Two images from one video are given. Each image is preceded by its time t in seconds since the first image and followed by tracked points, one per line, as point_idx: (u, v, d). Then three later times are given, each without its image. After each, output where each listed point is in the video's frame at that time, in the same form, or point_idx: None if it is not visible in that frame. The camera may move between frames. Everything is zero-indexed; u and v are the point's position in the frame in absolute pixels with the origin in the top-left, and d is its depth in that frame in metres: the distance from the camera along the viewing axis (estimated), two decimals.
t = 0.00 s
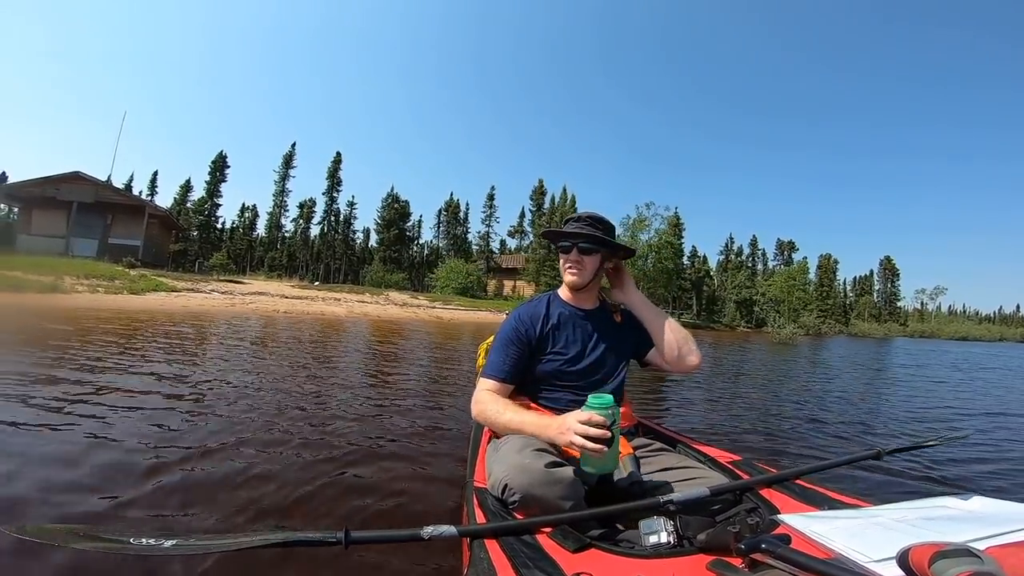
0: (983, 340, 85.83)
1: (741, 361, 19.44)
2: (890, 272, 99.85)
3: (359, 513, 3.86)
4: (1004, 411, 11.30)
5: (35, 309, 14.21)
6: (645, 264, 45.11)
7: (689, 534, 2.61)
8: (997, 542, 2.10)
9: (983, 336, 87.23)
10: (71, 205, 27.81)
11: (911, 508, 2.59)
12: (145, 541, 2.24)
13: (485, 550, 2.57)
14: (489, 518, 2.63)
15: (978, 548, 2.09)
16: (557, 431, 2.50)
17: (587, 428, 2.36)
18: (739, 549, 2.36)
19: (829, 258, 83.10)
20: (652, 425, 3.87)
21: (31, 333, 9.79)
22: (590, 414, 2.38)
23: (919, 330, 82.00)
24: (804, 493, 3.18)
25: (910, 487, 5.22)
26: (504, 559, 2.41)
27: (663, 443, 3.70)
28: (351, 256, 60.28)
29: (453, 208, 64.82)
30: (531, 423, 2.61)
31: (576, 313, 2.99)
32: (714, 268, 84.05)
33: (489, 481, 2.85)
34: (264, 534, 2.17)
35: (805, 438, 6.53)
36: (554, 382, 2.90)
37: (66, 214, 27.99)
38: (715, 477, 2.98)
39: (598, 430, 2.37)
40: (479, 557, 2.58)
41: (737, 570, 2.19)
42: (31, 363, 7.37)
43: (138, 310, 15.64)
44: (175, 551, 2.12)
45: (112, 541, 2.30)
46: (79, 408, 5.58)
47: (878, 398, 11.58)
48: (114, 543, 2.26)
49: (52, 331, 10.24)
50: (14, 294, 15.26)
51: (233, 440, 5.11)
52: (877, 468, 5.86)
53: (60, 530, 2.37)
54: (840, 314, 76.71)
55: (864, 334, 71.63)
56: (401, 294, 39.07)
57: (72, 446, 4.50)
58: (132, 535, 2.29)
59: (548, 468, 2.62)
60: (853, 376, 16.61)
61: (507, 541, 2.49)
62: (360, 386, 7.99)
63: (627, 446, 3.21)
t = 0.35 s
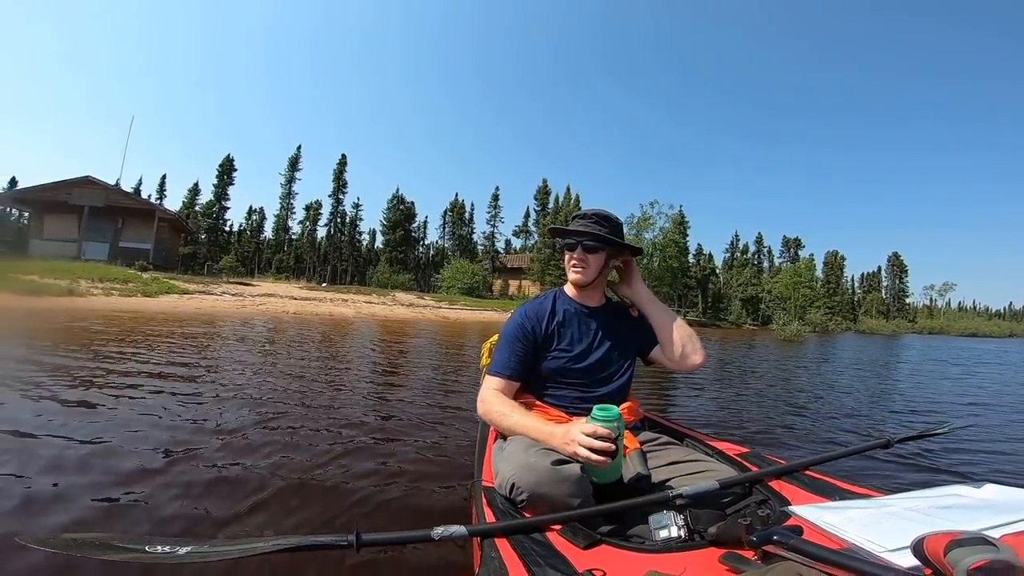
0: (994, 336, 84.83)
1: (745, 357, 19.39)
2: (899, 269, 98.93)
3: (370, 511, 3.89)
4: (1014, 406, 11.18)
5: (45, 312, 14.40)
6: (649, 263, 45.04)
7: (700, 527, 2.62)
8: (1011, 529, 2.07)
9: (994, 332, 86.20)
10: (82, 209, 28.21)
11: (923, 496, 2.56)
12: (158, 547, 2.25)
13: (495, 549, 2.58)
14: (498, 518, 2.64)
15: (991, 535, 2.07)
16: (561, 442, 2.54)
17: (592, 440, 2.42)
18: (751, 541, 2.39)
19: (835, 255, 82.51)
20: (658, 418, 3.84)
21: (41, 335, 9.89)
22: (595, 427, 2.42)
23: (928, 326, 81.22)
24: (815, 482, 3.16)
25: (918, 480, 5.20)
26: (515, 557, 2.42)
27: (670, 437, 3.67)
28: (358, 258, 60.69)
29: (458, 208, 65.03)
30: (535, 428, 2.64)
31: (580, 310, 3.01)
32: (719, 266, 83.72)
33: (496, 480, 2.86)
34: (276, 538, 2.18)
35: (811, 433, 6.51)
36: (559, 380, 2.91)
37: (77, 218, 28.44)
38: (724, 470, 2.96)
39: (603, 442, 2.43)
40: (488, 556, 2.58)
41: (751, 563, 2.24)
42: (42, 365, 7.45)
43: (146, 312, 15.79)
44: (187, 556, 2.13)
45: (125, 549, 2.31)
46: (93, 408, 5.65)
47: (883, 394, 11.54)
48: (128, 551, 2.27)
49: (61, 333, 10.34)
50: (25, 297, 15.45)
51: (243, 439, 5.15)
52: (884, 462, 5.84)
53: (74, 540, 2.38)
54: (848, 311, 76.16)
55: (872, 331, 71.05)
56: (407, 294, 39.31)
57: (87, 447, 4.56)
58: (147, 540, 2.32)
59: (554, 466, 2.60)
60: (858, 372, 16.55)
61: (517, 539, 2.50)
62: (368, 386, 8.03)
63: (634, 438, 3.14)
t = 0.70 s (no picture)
0: (1005, 339, 83.64)
1: (748, 357, 19.34)
2: (908, 271, 97.96)
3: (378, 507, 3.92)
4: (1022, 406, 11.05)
5: (56, 310, 14.61)
6: (654, 264, 44.83)
7: (706, 521, 2.64)
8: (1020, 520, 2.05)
9: (1006, 336, 84.99)
10: (95, 210, 28.64)
11: (928, 488, 2.55)
12: (170, 550, 2.27)
13: (503, 546, 2.59)
14: (504, 515, 2.66)
15: (1001, 526, 2.05)
16: (563, 440, 2.55)
17: (594, 440, 2.42)
18: (757, 533, 2.38)
19: (842, 257, 81.97)
20: (662, 413, 3.83)
21: (49, 334, 10.01)
22: (596, 427, 2.44)
23: (937, 328, 80.36)
24: (821, 476, 3.15)
25: (923, 474, 5.18)
26: (521, 554, 2.43)
27: (675, 430, 3.68)
28: (365, 258, 61.02)
29: (464, 209, 65.21)
30: (536, 425, 2.65)
31: (582, 305, 3.02)
32: (725, 267, 83.38)
33: (502, 478, 2.87)
34: (285, 539, 2.19)
35: (814, 429, 6.50)
36: (561, 375, 2.92)
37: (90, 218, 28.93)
38: (730, 463, 2.96)
39: (604, 441, 2.44)
40: (496, 553, 2.59)
41: (758, 555, 2.22)
42: (52, 363, 7.54)
43: (155, 311, 15.98)
44: (198, 558, 2.15)
45: (138, 550, 2.33)
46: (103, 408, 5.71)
47: (887, 393, 11.51)
48: (140, 552, 2.29)
49: (70, 332, 10.48)
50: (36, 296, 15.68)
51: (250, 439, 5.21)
52: (888, 456, 5.82)
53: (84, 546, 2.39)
54: (856, 314, 75.55)
55: (879, 333, 70.40)
56: (414, 294, 39.59)
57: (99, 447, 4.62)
58: (156, 544, 2.34)
59: (558, 462, 2.60)
60: (862, 371, 16.48)
61: (524, 537, 2.51)
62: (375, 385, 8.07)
63: (637, 433, 3.13)
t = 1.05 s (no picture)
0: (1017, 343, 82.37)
1: (749, 360, 19.28)
2: (915, 273, 97.10)
3: (376, 507, 3.95)
4: None
5: (61, 309, 14.74)
6: (658, 267, 44.61)
7: (699, 526, 2.72)
8: (1013, 528, 2.06)
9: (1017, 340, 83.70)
10: (106, 211, 28.98)
11: (922, 496, 2.53)
12: (159, 547, 2.25)
13: (496, 549, 2.61)
14: (498, 517, 2.66)
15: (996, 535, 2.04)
16: (561, 443, 2.56)
17: (592, 444, 2.43)
18: (751, 540, 2.50)
19: (849, 260, 81.24)
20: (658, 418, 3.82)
21: (52, 333, 10.09)
22: (594, 430, 2.44)
23: (944, 331, 79.51)
24: (815, 482, 3.14)
25: (919, 478, 5.18)
26: (514, 556, 2.44)
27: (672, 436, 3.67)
28: (370, 260, 61.28)
29: (469, 211, 65.35)
30: (534, 430, 2.66)
31: (578, 310, 3.03)
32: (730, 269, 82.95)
33: (496, 480, 2.88)
34: (277, 537, 2.17)
35: (814, 432, 6.47)
36: (557, 379, 2.93)
37: (100, 218, 29.32)
38: (724, 469, 2.97)
39: (602, 445, 2.45)
40: (489, 555, 2.61)
41: (750, 562, 2.35)
42: (56, 362, 7.61)
43: (161, 310, 16.12)
44: (187, 556, 2.13)
45: (127, 547, 2.32)
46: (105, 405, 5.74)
47: (886, 396, 11.47)
48: (129, 549, 2.28)
49: (73, 330, 10.55)
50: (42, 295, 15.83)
51: (250, 435, 5.24)
52: (885, 458, 5.81)
53: (71, 537, 2.38)
54: (862, 317, 74.94)
55: (886, 336, 69.63)
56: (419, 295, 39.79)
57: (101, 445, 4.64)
58: (145, 541, 2.33)
59: (553, 464, 2.62)
60: (864, 375, 16.40)
61: (517, 539, 2.52)
62: (378, 385, 8.10)
63: (633, 437, 3.14)
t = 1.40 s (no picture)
0: None
1: (751, 359, 19.20)
2: (923, 271, 96.03)
3: (378, 508, 3.97)
4: None
5: (69, 310, 14.91)
6: (662, 266, 44.33)
7: (698, 530, 2.71)
8: (1011, 534, 2.06)
9: None
10: (116, 213, 29.34)
11: (921, 499, 2.53)
12: (156, 548, 2.27)
13: (494, 552, 2.62)
14: (497, 519, 2.69)
15: (992, 540, 2.06)
16: (560, 446, 2.59)
17: (590, 447, 2.46)
18: (750, 544, 2.50)
19: (855, 258, 80.39)
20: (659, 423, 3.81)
21: (58, 334, 10.20)
22: (592, 434, 2.48)
23: (953, 329, 78.67)
24: (815, 486, 3.13)
25: (921, 479, 5.14)
26: (513, 558, 2.46)
27: (672, 440, 3.67)
28: (376, 260, 61.55)
29: (474, 212, 65.45)
30: (533, 433, 2.69)
31: (577, 314, 3.04)
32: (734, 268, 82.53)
33: (495, 483, 2.90)
34: (274, 539, 2.20)
35: (818, 433, 6.43)
36: (555, 383, 2.94)
37: (111, 221, 29.79)
38: (722, 473, 2.97)
39: (600, 448, 2.48)
40: (487, 559, 2.62)
41: (749, 566, 2.35)
42: (63, 364, 7.69)
43: (169, 312, 16.29)
44: (184, 557, 2.16)
45: (124, 548, 2.34)
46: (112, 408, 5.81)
47: (889, 395, 11.41)
48: (127, 551, 2.30)
49: (79, 332, 10.66)
50: (51, 296, 16.04)
51: (256, 438, 5.30)
52: (887, 458, 5.78)
53: (70, 537, 2.41)
54: (869, 315, 74.25)
55: (894, 335, 68.84)
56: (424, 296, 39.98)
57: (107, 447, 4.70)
58: (141, 542, 2.35)
59: (553, 468, 2.65)
60: (867, 374, 16.30)
61: (516, 541, 2.55)
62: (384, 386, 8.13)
63: (633, 441, 3.15)
